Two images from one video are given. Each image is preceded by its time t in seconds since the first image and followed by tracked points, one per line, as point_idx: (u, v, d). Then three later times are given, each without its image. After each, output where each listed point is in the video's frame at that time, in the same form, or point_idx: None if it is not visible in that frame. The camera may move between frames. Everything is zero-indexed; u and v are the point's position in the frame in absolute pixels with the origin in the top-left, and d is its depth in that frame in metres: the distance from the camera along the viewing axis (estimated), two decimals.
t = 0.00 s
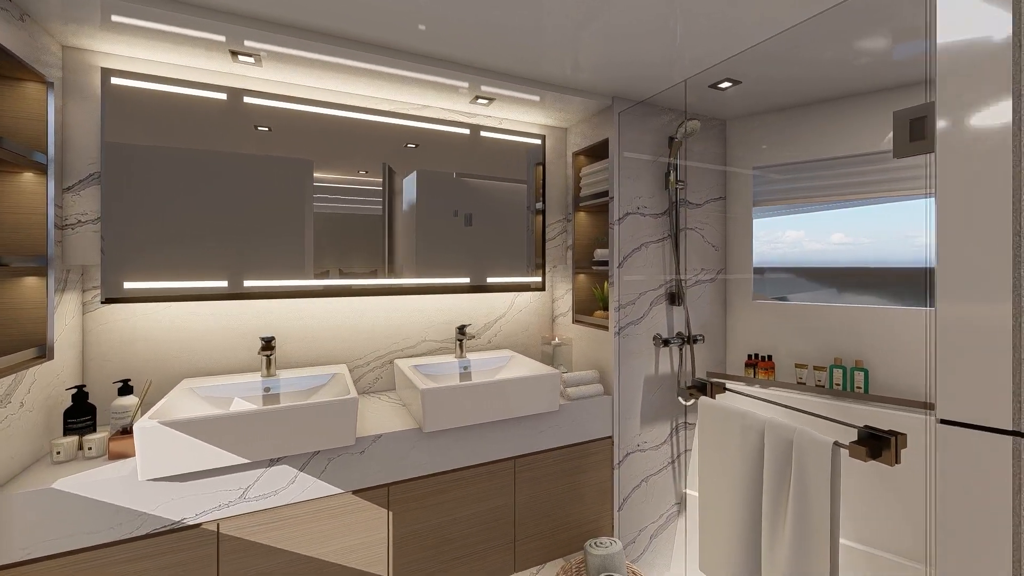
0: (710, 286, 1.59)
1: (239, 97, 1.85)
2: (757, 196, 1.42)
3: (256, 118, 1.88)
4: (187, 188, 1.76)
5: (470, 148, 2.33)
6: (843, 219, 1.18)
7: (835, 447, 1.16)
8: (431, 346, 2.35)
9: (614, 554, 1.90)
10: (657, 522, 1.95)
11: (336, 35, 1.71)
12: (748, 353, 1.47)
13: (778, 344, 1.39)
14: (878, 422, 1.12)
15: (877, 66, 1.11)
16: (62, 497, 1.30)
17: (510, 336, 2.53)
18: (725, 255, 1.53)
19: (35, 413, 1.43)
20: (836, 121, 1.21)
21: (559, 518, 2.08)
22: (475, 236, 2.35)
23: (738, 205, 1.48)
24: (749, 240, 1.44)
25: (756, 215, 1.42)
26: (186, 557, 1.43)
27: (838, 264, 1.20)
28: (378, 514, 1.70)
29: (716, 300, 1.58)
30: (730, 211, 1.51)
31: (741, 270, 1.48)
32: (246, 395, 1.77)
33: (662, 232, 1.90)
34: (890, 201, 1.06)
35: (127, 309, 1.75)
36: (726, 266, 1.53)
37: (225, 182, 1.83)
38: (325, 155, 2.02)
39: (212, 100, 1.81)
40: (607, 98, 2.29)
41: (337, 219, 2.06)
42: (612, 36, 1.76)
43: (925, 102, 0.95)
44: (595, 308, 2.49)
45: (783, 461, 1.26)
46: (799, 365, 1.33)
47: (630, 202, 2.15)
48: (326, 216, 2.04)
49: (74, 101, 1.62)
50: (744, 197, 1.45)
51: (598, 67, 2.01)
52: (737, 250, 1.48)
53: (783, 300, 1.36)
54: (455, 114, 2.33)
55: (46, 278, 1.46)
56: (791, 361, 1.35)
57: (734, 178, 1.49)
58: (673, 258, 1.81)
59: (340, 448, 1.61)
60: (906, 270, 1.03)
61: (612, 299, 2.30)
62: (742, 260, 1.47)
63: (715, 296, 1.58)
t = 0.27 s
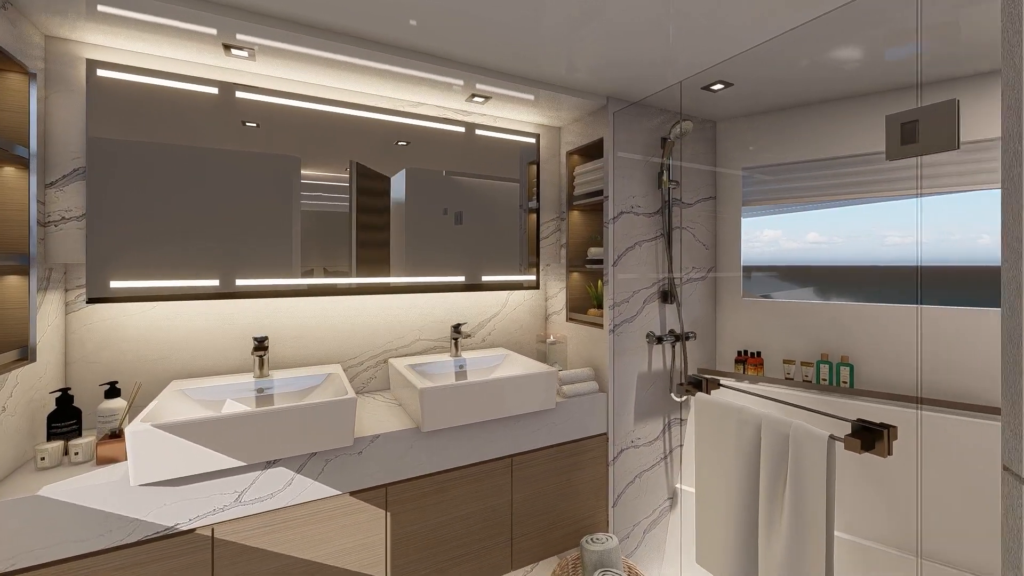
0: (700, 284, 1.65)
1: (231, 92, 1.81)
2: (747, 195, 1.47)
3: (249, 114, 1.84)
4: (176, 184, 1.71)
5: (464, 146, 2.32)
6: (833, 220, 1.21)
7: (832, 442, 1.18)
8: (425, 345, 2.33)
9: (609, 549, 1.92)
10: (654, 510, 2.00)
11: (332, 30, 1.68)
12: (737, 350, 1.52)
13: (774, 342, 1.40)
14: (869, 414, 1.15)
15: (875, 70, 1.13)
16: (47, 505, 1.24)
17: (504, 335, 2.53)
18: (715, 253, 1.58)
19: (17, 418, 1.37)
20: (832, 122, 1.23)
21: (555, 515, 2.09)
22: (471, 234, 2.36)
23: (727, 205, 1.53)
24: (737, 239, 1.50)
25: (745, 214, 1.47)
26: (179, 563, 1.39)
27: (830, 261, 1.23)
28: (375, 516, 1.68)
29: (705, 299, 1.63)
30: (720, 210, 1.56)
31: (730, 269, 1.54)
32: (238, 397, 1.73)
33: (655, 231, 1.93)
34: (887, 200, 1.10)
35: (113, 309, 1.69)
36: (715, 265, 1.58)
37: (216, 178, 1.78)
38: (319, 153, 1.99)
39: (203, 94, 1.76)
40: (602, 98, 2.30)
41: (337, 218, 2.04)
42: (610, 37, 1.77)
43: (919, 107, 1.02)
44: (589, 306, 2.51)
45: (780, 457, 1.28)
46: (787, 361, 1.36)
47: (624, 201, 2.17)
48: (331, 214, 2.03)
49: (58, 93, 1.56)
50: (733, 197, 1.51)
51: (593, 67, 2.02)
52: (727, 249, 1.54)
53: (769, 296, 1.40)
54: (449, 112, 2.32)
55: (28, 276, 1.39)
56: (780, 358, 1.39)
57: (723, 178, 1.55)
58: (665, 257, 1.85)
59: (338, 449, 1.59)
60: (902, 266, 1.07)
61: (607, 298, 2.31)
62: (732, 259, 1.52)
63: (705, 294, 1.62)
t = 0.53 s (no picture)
0: (691, 281, 1.78)
1: (223, 87, 1.77)
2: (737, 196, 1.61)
3: (243, 109, 1.81)
4: (167, 180, 1.67)
5: (459, 145, 2.32)
6: (822, 220, 1.36)
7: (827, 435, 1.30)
8: (420, 344, 2.32)
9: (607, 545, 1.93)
10: (648, 508, 2.06)
11: (330, 26, 1.67)
12: (726, 347, 1.64)
13: (770, 338, 1.51)
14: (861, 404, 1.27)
15: (873, 76, 1.24)
16: (37, 512, 1.19)
17: (498, 334, 2.53)
18: (704, 252, 1.72)
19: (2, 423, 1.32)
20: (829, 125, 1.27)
21: (552, 512, 2.11)
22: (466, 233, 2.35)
23: (717, 203, 1.67)
24: (727, 238, 1.64)
25: (734, 214, 1.62)
26: (176, 569, 1.36)
27: (811, 260, 1.39)
28: (376, 516, 1.67)
29: (696, 296, 1.76)
30: (710, 209, 1.70)
31: (719, 267, 1.68)
32: (232, 399, 1.69)
33: (648, 230, 2.05)
34: (871, 201, 1.24)
35: (99, 309, 1.64)
36: (705, 263, 1.72)
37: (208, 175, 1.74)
38: (313, 150, 1.97)
39: (195, 88, 1.72)
40: (597, 99, 2.33)
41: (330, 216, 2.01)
42: (609, 38, 1.79)
43: (908, 111, 1.15)
44: (584, 304, 2.53)
45: (776, 447, 1.38)
46: (775, 357, 1.49)
47: (620, 202, 2.23)
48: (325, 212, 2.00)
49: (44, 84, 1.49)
50: (724, 197, 1.65)
51: (590, 68, 2.04)
52: (716, 248, 1.68)
53: (752, 292, 1.56)
54: (445, 110, 2.32)
55: (11, 275, 1.34)
56: (767, 354, 1.52)
57: (715, 180, 1.69)
58: (658, 256, 1.97)
59: (337, 449, 1.57)
60: (880, 264, 1.22)
61: (603, 295, 2.30)
62: (721, 256, 1.66)
63: (696, 290, 1.75)
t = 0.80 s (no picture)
0: (682, 280, 1.82)
1: (217, 82, 1.73)
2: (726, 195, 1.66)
3: (238, 106, 1.77)
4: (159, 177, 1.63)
5: (455, 143, 2.31)
6: (810, 218, 1.41)
7: (820, 428, 1.33)
8: (416, 343, 2.31)
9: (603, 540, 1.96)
10: (641, 502, 2.11)
11: (329, 22, 1.65)
12: (717, 343, 1.69)
13: (763, 336, 1.55)
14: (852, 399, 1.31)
15: (868, 80, 1.28)
16: (28, 518, 1.15)
17: (493, 333, 2.54)
18: (695, 252, 1.76)
19: None
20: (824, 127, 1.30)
21: (549, 509, 2.12)
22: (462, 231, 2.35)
23: (707, 204, 1.72)
24: (716, 238, 1.68)
25: (723, 213, 1.66)
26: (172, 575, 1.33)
27: (797, 259, 1.44)
28: (376, 517, 1.66)
29: (688, 294, 1.80)
30: (700, 209, 1.75)
31: (709, 266, 1.72)
32: (227, 399, 1.66)
33: (641, 229, 2.08)
34: (860, 203, 1.29)
35: (87, 309, 1.59)
36: (695, 262, 1.76)
37: (200, 172, 1.70)
38: (309, 147, 1.94)
39: (189, 83, 1.68)
40: (593, 99, 2.34)
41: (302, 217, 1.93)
42: (608, 39, 1.80)
43: (899, 116, 1.20)
44: (578, 303, 2.55)
45: (771, 441, 1.42)
46: (764, 353, 1.54)
47: (614, 202, 2.26)
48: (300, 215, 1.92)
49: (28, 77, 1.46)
50: (712, 197, 1.70)
51: (586, 68, 2.06)
52: (706, 247, 1.72)
53: (739, 289, 1.61)
54: (441, 109, 2.31)
55: None
56: (756, 351, 1.57)
57: (705, 180, 1.73)
58: (651, 254, 2.01)
59: (337, 449, 1.56)
60: (868, 262, 1.27)
61: (598, 293, 2.33)
62: (710, 255, 1.70)
63: (687, 289, 1.79)
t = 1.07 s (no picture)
0: (675, 279, 1.86)
1: (212, 78, 1.70)
2: (718, 195, 1.71)
3: (233, 102, 1.75)
4: (152, 174, 1.60)
5: (451, 142, 2.31)
6: (802, 218, 1.45)
7: (814, 422, 1.38)
8: (412, 342, 2.31)
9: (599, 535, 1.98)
10: (635, 498, 2.14)
11: (326, 19, 1.63)
12: (709, 340, 1.73)
13: (753, 333, 1.60)
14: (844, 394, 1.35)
15: (858, 85, 1.32)
16: (23, 524, 1.12)
17: (489, 331, 2.55)
18: (687, 251, 1.80)
19: None
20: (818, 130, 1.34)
21: (546, 506, 2.14)
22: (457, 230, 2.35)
23: (699, 204, 1.76)
24: (708, 236, 1.73)
25: (714, 212, 1.72)
26: None
27: (790, 259, 1.48)
28: (376, 516, 1.65)
29: (681, 293, 1.84)
30: (692, 208, 1.79)
31: (700, 265, 1.77)
32: (222, 400, 1.64)
33: (634, 229, 2.11)
34: (849, 203, 1.34)
35: (77, 309, 1.55)
36: (687, 262, 1.81)
37: (194, 169, 1.67)
38: (305, 145, 1.92)
39: (183, 79, 1.65)
40: (588, 100, 2.37)
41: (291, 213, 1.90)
42: (605, 41, 1.83)
43: (890, 120, 1.24)
44: (573, 301, 2.58)
45: (767, 435, 1.46)
46: (754, 350, 1.59)
47: (608, 201, 2.29)
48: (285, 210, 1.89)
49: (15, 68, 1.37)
50: (703, 198, 1.75)
51: (583, 70, 2.08)
52: (697, 247, 1.76)
53: (729, 289, 1.65)
54: (437, 108, 2.31)
55: None
56: (746, 348, 1.61)
57: (697, 181, 1.78)
58: (645, 254, 2.04)
59: (337, 449, 1.55)
60: (857, 262, 1.32)
61: (593, 292, 2.37)
62: (700, 254, 1.75)
63: (680, 287, 1.84)
